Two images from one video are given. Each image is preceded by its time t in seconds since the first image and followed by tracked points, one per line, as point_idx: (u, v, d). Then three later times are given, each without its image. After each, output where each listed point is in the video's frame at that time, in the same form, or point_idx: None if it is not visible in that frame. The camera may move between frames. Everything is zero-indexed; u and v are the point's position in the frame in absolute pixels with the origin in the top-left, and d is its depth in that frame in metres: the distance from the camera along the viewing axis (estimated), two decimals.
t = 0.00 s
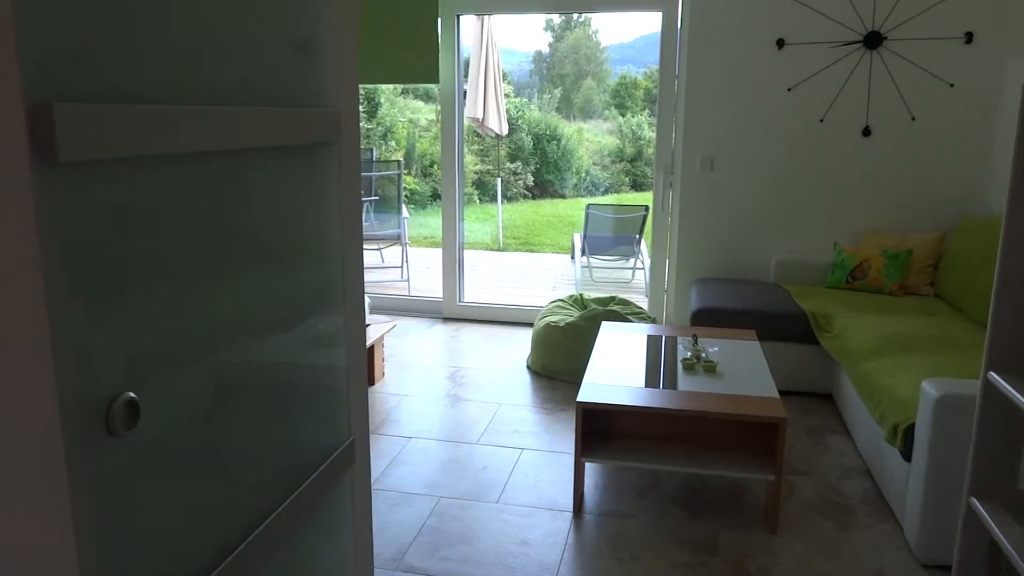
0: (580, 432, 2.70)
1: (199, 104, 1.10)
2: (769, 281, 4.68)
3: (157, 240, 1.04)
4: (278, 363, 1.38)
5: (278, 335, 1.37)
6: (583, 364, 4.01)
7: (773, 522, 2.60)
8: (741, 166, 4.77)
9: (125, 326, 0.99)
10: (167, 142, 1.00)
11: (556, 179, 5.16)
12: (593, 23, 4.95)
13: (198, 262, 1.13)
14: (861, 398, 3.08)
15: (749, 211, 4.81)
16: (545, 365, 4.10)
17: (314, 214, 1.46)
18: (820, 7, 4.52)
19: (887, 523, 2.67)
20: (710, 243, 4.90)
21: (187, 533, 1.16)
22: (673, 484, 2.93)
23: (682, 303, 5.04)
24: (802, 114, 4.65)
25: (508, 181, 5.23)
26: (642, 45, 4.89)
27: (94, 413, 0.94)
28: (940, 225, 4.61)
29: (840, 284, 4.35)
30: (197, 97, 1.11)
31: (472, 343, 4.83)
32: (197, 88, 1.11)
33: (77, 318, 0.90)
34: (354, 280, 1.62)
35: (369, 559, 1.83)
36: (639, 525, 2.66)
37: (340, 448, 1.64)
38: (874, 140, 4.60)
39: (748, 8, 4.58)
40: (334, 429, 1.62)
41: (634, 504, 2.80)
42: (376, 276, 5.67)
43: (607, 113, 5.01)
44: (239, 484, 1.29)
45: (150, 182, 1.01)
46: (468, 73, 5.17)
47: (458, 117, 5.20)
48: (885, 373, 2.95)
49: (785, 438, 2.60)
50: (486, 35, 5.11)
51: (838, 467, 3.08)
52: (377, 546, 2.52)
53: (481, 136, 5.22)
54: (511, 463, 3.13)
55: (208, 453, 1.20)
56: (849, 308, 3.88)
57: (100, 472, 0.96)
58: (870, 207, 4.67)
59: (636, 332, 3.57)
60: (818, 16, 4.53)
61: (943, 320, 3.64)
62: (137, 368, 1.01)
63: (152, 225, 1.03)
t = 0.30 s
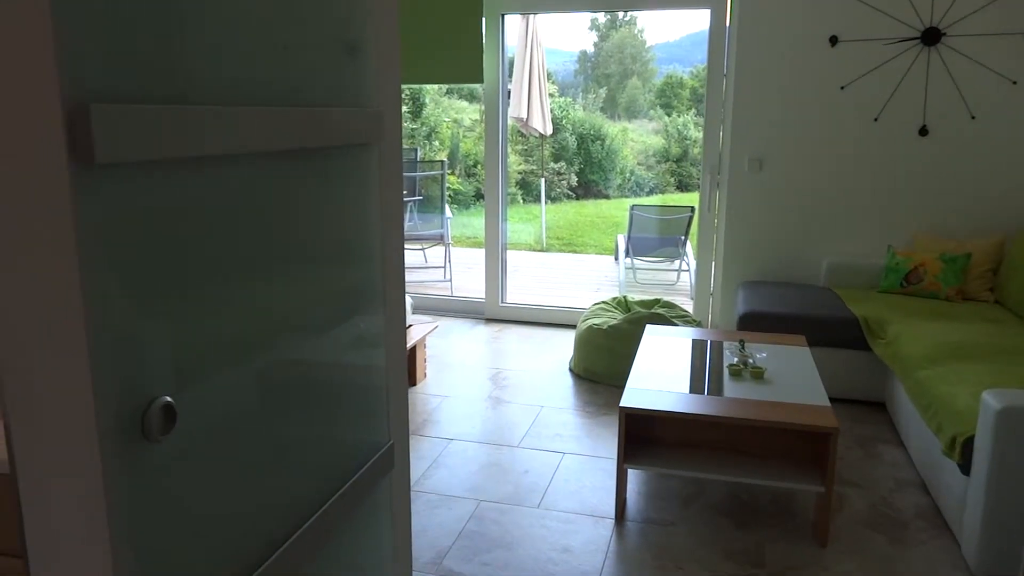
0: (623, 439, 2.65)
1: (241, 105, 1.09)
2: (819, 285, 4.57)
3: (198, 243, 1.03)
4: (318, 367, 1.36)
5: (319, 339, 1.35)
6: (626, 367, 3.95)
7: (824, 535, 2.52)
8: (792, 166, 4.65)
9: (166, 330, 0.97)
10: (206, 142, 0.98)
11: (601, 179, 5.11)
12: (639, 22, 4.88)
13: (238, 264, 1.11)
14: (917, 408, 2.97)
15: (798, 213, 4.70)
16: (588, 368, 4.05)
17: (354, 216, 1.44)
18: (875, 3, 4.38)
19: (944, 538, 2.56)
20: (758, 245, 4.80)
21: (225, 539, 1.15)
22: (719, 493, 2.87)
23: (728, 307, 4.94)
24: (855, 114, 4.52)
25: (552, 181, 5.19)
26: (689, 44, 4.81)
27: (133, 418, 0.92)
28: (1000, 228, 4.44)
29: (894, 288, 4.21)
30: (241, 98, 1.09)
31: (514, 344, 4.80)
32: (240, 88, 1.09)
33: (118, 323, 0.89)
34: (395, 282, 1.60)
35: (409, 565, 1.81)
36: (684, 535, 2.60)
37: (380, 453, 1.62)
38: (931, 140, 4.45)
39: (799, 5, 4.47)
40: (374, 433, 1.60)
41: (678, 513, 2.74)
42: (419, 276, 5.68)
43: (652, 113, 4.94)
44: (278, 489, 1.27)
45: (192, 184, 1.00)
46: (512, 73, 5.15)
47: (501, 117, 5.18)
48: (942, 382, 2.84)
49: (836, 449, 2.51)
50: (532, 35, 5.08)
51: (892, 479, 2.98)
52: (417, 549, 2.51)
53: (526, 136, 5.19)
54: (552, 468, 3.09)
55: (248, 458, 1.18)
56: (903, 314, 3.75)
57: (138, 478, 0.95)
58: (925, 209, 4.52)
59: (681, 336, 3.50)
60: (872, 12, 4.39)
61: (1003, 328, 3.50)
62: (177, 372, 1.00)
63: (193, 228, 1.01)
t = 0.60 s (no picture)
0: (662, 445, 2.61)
1: (273, 108, 1.07)
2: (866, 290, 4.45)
3: (234, 248, 1.02)
4: (352, 372, 1.35)
5: (353, 344, 1.34)
6: (666, 371, 3.89)
7: (869, 548, 2.44)
8: (838, 168, 4.55)
9: (200, 335, 0.97)
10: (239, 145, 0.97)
11: (641, 181, 5.05)
12: (681, 22, 4.82)
13: (271, 269, 1.10)
14: (968, 418, 2.87)
15: (844, 215, 4.59)
16: (626, 371, 4.00)
17: (390, 219, 1.43)
18: None
19: (996, 554, 2.47)
20: (802, 248, 4.70)
21: (257, 544, 1.14)
22: (760, 502, 2.80)
23: (771, 310, 4.85)
24: (904, 113, 4.40)
25: (592, 182, 5.15)
26: (732, 43, 4.73)
27: (167, 424, 0.92)
28: None
29: (944, 294, 4.10)
30: (273, 100, 1.08)
31: (552, 347, 4.77)
32: (272, 90, 1.08)
33: (151, 329, 0.89)
34: (430, 286, 1.59)
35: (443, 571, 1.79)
36: (724, 544, 2.54)
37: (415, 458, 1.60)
38: (984, 141, 4.31)
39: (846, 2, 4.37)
40: (409, 438, 1.58)
41: (718, 521, 2.68)
42: (458, 277, 5.68)
43: (693, 113, 4.87)
44: (311, 494, 1.26)
45: (225, 187, 0.99)
46: (552, 74, 5.12)
47: (541, 117, 5.15)
48: (995, 391, 2.74)
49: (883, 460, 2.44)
50: (573, 35, 5.05)
51: (942, 491, 2.88)
52: (452, 552, 2.50)
53: (565, 137, 5.16)
54: (589, 473, 3.06)
55: (282, 464, 1.17)
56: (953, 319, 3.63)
57: (171, 485, 0.94)
58: (977, 212, 4.38)
59: (722, 340, 3.44)
60: (923, 9, 4.27)
61: None
62: (209, 377, 0.99)
63: (228, 232, 1.01)
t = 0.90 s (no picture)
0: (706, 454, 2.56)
1: (316, 111, 1.07)
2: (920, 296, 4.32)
3: (274, 252, 1.01)
4: (392, 377, 1.34)
5: (393, 348, 1.33)
6: (711, 377, 3.83)
7: (922, 564, 2.36)
8: (893, 170, 4.42)
9: (240, 340, 0.96)
10: (282, 148, 0.97)
11: (687, 183, 4.99)
12: (729, 22, 4.74)
13: (311, 273, 1.10)
14: None
15: (898, 219, 4.46)
16: (670, 377, 3.95)
17: (432, 224, 1.42)
18: None
19: None
20: (853, 253, 4.58)
21: (296, 550, 1.13)
22: (807, 514, 2.73)
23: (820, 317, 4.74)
24: (962, 114, 4.25)
25: (637, 185, 5.10)
26: (781, 43, 4.64)
27: (206, 429, 0.92)
28: None
29: (1003, 301, 3.97)
30: (316, 103, 1.07)
31: (595, 351, 4.74)
32: (315, 94, 1.07)
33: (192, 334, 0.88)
34: (471, 291, 1.57)
35: None
36: (770, 556, 2.48)
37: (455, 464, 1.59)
38: None
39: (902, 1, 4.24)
40: (449, 443, 1.57)
41: (764, 533, 2.62)
42: (501, 279, 5.68)
43: (741, 114, 4.79)
44: (350, 498, 1.26)
45: (267, 191, 0.99)
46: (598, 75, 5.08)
47: (585, 119, 5.12)
48: None
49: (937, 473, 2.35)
50: (619, 36, 5.01)
51: (1000, 506, 2.77)
52: (491, 557, 2.48)
53: (610, 139, 5.12)
54: (632, 480, 3.01)
55: (323, 468, 1.17)
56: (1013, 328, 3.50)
57: (212, 488, 0.94)
58: None
59: (769, 347, 3.36)
60: (983, 6, 4.13)
61: None
62: (249, 383, 0.98)
63: (269, 237, 1.00)
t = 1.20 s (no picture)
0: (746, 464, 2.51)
1: (357, 116, 1.07)
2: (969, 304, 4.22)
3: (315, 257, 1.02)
4: (430, 383, 1.34)
5: (432, 354, 1.33)
6: (751, 385, 3.77)
7: None
8: (941, 175, 4.32)
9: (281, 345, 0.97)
10: (324, 154, 0.97)
11: (726, 187, 4.92)
12: (771, 23, 4.66)
13: (352, 279, 1.09)
14: None
15: (946, 224, 4.36)
16: (709, 384, 3.90)
17: (471, 229, 1.41)
18: None
19: None
20: (899, 259, 4.49)
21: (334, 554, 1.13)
22: (851, 526, 2.67)
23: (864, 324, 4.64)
24: (1014, 117, 4.14)
25: (675, 188, 5.05)
26: (824, 44, 4.55)
27: (247, 433, 0.92)
28: None
29: None
30: (357, 108, 1.08)
31: (632, 356, 4.70)
32: (356, 99, 1.07)
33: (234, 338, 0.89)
34: (510, 296, 1.56)
35: None
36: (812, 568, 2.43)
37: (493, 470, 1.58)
38: None
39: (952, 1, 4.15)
40: (487, 448, 1.57)
41: (805, 545, 2.57)
42: (538, 283, 5.67)
43: (781, 117, 4.70)
44: (389, 504, 1.25)
45: (310, 195, 0.99)
46: (637, 77, 5.05)
47: (624, 122, 5.08)
48: None
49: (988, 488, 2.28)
50: (659, 38, 4.96)
51: None
52: (527, 563, 2.47)
53: (648, 142, 5.08)
54: (670, 488, 2.98)
55: (362, 473, 1.17)
56: None
57: (254, 492, 0.94)
58: None
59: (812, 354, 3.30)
60: None
61: None
62: (289, 387, 0.99)
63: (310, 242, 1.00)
